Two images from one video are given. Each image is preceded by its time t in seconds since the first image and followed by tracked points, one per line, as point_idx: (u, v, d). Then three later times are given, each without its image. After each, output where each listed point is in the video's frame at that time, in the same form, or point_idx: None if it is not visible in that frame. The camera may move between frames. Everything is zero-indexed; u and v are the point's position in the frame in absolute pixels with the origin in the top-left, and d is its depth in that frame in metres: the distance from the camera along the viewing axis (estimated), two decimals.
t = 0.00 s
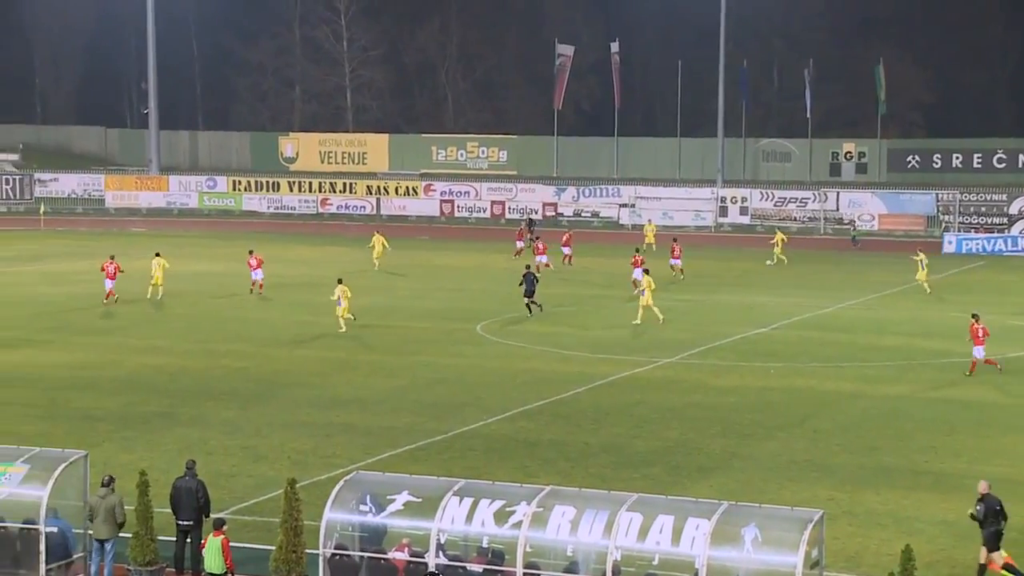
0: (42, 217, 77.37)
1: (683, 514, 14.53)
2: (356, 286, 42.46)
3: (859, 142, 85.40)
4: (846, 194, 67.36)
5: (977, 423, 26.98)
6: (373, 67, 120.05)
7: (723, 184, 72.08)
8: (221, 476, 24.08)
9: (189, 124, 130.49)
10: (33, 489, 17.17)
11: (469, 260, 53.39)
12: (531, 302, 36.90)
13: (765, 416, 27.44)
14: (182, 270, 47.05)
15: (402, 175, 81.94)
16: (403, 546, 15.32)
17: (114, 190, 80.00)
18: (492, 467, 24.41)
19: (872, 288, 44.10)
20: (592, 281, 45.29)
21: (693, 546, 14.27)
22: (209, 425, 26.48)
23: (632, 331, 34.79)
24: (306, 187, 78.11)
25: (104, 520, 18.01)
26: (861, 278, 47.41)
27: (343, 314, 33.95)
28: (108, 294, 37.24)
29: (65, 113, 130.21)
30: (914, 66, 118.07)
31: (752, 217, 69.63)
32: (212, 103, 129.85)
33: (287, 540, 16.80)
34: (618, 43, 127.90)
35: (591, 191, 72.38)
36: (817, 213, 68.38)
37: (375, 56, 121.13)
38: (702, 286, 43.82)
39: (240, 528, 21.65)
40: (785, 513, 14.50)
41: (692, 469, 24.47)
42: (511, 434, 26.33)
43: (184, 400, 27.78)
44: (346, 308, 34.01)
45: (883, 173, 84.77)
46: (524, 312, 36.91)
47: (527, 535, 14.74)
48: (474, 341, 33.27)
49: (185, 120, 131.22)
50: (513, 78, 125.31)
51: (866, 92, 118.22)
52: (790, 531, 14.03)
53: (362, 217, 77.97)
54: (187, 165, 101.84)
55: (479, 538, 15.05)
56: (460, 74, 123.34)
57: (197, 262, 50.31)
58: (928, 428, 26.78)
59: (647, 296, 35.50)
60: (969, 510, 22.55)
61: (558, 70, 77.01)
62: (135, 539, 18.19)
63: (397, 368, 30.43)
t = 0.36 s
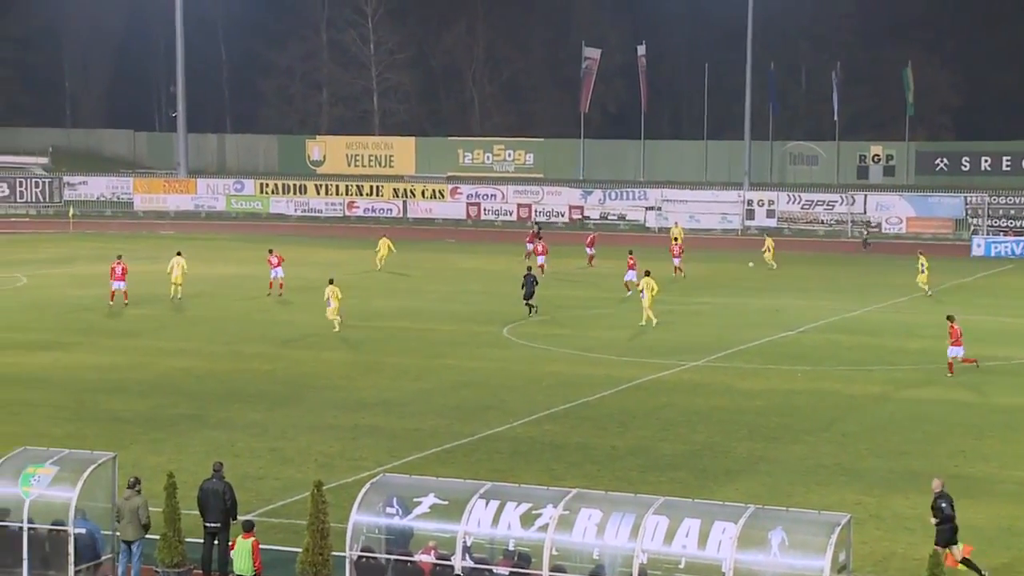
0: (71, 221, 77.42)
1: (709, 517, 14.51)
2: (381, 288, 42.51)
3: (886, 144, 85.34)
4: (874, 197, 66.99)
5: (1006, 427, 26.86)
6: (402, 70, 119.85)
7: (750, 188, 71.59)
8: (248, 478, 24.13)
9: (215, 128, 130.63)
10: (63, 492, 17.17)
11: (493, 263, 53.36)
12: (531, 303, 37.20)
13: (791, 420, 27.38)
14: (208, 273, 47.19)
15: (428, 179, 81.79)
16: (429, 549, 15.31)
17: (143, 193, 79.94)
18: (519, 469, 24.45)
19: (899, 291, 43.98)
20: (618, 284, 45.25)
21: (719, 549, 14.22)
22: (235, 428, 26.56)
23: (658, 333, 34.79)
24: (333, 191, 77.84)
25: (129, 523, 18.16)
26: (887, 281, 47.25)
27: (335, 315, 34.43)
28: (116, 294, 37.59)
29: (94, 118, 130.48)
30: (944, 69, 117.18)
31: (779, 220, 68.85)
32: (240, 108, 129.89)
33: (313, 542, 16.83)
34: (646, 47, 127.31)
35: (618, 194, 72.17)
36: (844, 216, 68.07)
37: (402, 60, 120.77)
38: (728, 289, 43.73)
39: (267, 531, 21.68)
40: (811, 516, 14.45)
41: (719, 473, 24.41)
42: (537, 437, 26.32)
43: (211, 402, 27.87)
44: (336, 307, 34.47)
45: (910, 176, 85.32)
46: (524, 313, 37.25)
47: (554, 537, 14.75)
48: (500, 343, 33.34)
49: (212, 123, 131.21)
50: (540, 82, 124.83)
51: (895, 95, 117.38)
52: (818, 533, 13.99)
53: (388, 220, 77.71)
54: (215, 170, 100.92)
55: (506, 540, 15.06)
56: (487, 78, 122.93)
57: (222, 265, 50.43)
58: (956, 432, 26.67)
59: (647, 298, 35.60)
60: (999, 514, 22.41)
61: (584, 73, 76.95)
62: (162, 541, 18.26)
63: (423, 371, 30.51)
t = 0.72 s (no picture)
0: (97, 223, 77.71)
1: (734, 522, 14.48)
2: (405, 291, 42.56)
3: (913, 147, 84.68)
4: (899, 200, 66.65)
5: None
6: (427, 73, 119.82)
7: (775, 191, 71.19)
8: (272, 481, 24.16)
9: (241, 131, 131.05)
10: (89, 495, 17.31)
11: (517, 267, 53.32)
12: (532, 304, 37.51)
13: (816, 423, 27.30)
14: (232, 275, 47.39)
15: (452, 183, 81.63)
16: (453, 552, 15.23)
17: (168, 195, 80.30)
18: (542, 473, 24.40)
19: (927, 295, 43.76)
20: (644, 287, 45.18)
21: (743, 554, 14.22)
22: (260, 430, 26.60)
23: (683, 337, 34.74)
24: (357, 193, 77.62)
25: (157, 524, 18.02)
26: (915, 285, 47.02)
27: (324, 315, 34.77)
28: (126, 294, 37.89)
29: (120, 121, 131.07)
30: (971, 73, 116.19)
31: (804, 223, 68.42)
32: (265, 111, 130.07)
33: (338, 545, 16.77)
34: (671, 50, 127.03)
35: (641, 198, 71.97)
36: (870, 220, 67.69)
37: (427, 63, 120.46)
38: (753, 292, 43.65)
39: (292, 533, 21.69)
40: (835, 521, 14.42)
41: (743, 477, 24.33)
42: (560, 441, 26.29)
43: (236, 404, 27.95)
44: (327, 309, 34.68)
45: (936, 180, 84.59)
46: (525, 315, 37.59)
47: (578, 540, 14.76)
48: (524, 346, 33.34)
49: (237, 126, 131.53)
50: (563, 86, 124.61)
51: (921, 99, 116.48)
52: (844, 538, 13.92)
53: (413, 223, 77.52)
54: (241, 175, 101.45)
55: (529, 543, 15.05)
56: (512, 82, 122.84)
57: (247, 268, 50.58)
58: (984, 436, 26.52)
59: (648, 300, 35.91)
60: None
61: (609, 76, 76.87)
62: (187, 543, 18.30)
63: (448, 374, 30.51)
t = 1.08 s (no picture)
0: (124, 226, 78.03)
1: (760, 526, 14.43)
2: (432, 295, 42.64)
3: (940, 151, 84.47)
4: (926, 203, 66.36)
5: None
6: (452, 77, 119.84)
7: (801, 195, 70.99)
8: (298, 484, 24.20)
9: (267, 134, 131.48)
10: (118, 496, 17.31)
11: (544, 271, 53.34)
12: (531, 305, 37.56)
13: (843, 428, 27.19)
14: (258, 278, 47.56)
15: (477, 186, 81.54)
16: (479, 555, 15.24)
17: (195, 199, 80.54)
18: (567, 477, 24.33)
19: (955, 299, 43.58)
20: (670, 290, 45.11)
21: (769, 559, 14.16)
22: (286, 433, 26.64)
23: (710, 340, 34.72)
24: (383, 196, 77.77)
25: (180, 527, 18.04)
26: (942, 289, 46.80)
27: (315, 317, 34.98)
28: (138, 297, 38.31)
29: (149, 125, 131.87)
30: (999, 75, 115.39)
31: (830, 226, 68.31)
32: (293, 114, 130.88)
33: (364, 548, 16.58)
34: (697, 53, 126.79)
35: (667, 201, 71.76)
36: (897, 223, 67.36)
37: (452, 66, 120.39)
38: (780, 296, 43.57)
39: (317, 536, 21.72)
40: (862, 524, 14.32)
41: (769, 481, 24.27)
42: (584, 444, 26.27)
43: (262, 407, 28.02)
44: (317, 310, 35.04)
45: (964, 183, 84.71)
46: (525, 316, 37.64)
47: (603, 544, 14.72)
48: (549, 350, 33.32)
49: (264, 130, 131.97)
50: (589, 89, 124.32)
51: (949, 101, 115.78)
52: (871, 541, 13.86)
53: (439, 226, 77.50)
54: (267, 177, 101.93)
55: (555, 547, 15.03)
56: (538, 86, 122.71)
57: (274, 271, 50.80)
58: (1013, 442, 26.35)
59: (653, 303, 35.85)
60: None
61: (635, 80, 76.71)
62: (214, 546, 18.32)
63: (474, 377, 30.53)
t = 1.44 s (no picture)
0: (159, 230, 78.32)
1: (792, 531, 14.37)
2: (463, 299, 42.69)
3: (976, 155, 84.52)
4: (960, 207, 66.01)
5: None
6: (484, 82, 120.13)
7: (834, 199, 70.91)
8: (331, 488, 24.25)
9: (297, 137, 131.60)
10: (151, 500, 17.45)
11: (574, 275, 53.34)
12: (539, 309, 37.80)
13: (878, 435, 27.03)
14: (289, 282, 47.77)
15: (509, 191, 81.51)
16: (509, 561, 15.25)
17: (228, 204, 80.01)
18: (599, 482, 24.31)
19: (988, 304, 43.38)
20: (702, 295, 45.06)
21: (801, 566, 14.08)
22: (319, 437, 26.72)
23: (742, 345, 34.63)
24: (415, 200, 78.00)
25: (215, 529, 17.97)
26: (975, 293, 46.58)
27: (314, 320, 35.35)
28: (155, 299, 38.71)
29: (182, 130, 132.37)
30: None
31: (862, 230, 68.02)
32: (323, 119, 130.49)
33: (395, 551, 16.71)
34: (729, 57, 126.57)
35: (699, 205, 71.60)
36: (931, 227, 67.03)
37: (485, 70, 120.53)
38: (813, 301, 43.42)
39: (349, 539, 21.79)
40: (894, 531, 14.26)
41: (802, 487, 24.15)
42: (615, 448, 26.25)
43: (295, 412, 28.11)
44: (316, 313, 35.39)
45: (998, 187, 84.96)
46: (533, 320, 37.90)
47: (635, 549, 14.70)
48: (581, 355, 33.32)
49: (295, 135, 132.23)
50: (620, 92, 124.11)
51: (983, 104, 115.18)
52: (905, 549, 13.75)
53: (471, 230, 77.50)
54: (298, 181, 101.94)
55: (586, 552, 15.03)
56: (570, 89, 122.64)
57: (305, 275, 50.94)
58: None
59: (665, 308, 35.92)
60: None
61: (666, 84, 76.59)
62: (246, 549, 18.41)
63: (505, 381, 30.55)
